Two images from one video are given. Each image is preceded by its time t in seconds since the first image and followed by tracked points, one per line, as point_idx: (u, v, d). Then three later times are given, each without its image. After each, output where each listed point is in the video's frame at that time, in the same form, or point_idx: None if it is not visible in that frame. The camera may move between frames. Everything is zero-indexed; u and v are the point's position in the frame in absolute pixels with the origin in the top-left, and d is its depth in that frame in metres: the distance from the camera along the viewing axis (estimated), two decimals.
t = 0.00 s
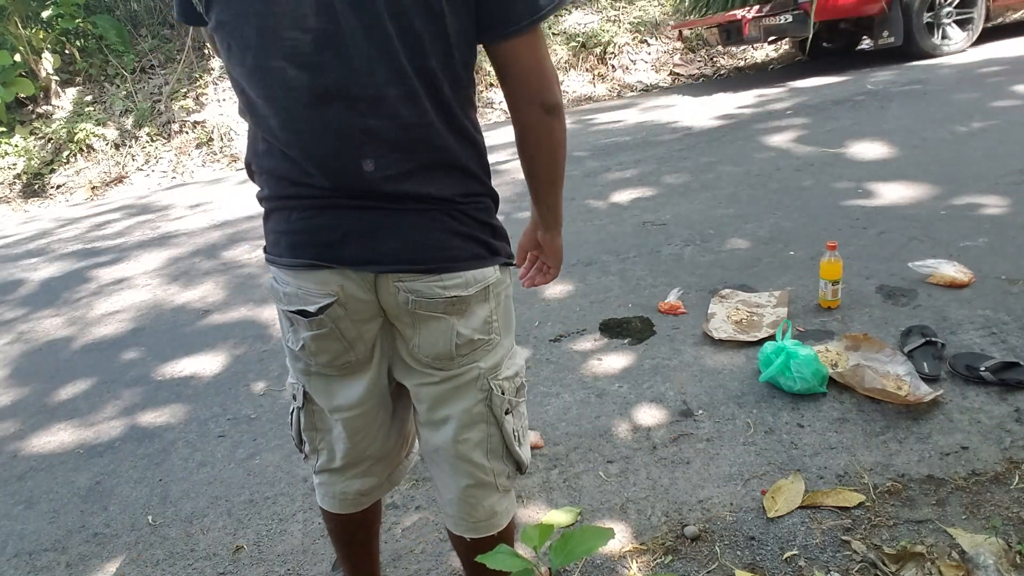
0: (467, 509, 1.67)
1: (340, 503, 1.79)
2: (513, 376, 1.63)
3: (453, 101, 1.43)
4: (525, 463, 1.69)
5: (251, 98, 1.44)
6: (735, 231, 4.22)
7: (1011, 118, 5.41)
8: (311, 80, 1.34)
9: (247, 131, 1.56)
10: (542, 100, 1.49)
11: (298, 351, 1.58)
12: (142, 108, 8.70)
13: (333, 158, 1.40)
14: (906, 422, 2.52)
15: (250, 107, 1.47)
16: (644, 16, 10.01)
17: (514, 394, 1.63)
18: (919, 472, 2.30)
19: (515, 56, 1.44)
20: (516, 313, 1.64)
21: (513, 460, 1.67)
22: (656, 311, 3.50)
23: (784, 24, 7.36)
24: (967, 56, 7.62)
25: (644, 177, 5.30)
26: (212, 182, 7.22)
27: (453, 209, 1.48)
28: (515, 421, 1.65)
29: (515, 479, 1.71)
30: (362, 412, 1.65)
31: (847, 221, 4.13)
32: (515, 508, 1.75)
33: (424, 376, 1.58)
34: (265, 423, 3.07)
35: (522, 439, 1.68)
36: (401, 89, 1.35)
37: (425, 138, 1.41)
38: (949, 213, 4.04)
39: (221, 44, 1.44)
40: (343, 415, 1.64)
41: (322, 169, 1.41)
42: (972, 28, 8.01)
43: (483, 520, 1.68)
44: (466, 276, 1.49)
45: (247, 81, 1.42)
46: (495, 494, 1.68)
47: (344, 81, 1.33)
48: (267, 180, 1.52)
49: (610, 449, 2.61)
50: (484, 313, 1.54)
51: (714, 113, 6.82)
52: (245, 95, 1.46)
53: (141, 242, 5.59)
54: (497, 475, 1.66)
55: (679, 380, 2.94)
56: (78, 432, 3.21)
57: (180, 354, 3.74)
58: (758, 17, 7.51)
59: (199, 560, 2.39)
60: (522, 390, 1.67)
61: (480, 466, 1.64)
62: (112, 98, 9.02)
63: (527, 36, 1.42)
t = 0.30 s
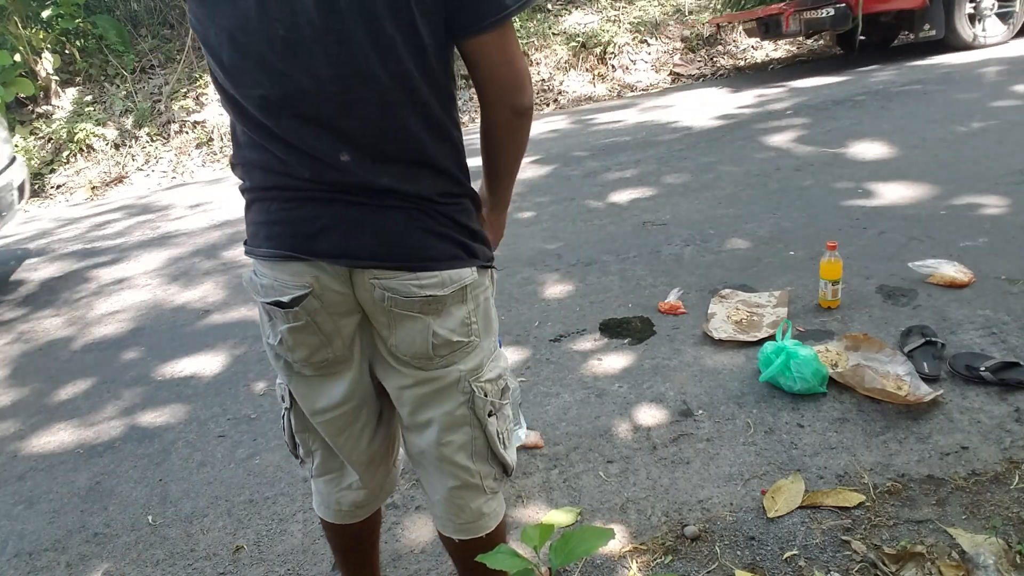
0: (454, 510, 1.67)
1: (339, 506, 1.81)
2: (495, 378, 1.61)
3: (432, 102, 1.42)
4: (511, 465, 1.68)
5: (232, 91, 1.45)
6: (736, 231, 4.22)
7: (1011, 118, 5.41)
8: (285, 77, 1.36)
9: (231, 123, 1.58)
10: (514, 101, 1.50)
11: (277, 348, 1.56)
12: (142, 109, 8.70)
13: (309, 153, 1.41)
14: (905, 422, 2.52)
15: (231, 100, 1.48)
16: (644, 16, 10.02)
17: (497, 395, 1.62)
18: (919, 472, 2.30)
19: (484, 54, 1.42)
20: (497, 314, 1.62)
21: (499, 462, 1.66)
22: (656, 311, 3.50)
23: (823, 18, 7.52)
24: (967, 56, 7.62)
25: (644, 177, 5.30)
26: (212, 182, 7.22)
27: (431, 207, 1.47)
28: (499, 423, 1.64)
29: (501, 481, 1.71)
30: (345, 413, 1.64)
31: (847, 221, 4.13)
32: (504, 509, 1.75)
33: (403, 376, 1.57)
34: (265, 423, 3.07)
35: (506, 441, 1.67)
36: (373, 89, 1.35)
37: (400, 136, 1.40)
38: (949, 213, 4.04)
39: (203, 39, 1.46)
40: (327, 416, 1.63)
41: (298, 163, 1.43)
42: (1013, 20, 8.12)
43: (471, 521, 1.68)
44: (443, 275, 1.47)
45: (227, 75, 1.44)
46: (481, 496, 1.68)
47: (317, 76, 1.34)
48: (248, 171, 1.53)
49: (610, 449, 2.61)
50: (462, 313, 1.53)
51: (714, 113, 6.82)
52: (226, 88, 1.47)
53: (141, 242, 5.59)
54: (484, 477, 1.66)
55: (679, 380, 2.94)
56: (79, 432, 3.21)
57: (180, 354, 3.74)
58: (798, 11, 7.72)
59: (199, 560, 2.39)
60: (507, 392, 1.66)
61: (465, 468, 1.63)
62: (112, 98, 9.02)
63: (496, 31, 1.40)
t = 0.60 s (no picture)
0: (448, 510, 1.67)
1: (333, 510, 1.80)
2: (486, 377, 1.62)
3: (420, 103, 1.41)
4: (504, 464, 1.69)
5: (220, 91, 1.45)
6: (736, 231, 4.22)
7: (1011, 118, 5.41)
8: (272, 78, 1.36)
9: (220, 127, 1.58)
10: (504, 100, 1.48)
11: (265, 349, 1.56)
12: (143, 108, 8.70)
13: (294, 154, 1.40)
14: (905, 422, 2.52)
15: (217, 103, 1.47)
16: (644, 16, 10.01)
17: (488, 394, 1.63)
18: (919, 471, 2.30)
19: (473, 56, 1.41)
20: (486, 314, 1.63)
21: (491, 461, 1.66)
22: (656, 311, 3.50)
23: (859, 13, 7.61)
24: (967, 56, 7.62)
25: (644, 177, 5.30)
26: (212, 182, 7.22)
27: (419, 207, 1.46)
28: (491, 422, 1.64)
29: (495, 481, 1.70)
30: (335, 413, 1.63)
31: (847, 221, 4.13)
32: (499, 509, 1.75)
33: (393, 376, 1.56)
34: (265, 423, 3.07)
35: (499, 440, 1.67)
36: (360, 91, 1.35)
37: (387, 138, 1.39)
38: (949, 213, 4.04)
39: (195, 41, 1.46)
40: (317, 418, 1.63)
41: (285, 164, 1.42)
42: None
43: (465, 521, 1.68)
44: (431, 273, 1.48)
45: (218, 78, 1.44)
46: (475, 495, 1.68)
47: (304, 77, 1.33)
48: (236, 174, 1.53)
49: (610, 449, 2.61)
50: (451, 312, 1.53)
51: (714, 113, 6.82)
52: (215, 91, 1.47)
53: (141, 242, 5.59)
54: (477, 476, 1.66)
55: (679, 380, 2.94)
56: (79, 432, 3.21)
57: (180, 354, 3.74)
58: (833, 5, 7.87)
59: (199, 560, 2.39)
60: (498, 391, 1.66)
61: (458, 467, 1.63)
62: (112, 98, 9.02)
63: (484, 32, 1.39)
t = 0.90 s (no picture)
0: (444, 506, 1.67)
1: (328, 511, 1.79)
2: (480, 373, 1.62)
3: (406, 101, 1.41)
4: (499, 459, 1.69)
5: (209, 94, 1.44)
6: (736, 231, 4.22)
7: (1011, 118, 5.41)
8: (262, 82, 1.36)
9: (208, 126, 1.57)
10: (490, 92, 1.44)
11: (259, 347, 1.56)
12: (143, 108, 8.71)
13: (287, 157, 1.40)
14: (906, 422, 2.52)
15: (206, 106, 1.46)
16: (644, 16, 10.01)
17: (482, 390, 1.63)
18: (918, 472, 2.30)
19: (465, 54, 1.40)
20: (478, 311, 1.63)
21: (487, 457, 1.66)
22: (656, 311, 3.50)
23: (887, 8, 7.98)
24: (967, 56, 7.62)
25: (644, 177, 5.30)
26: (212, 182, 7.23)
27: (411, 205, 1.47)
28: (485, 419, 1.64)
29: (490, 477, 1.70)
30: (330, 411, 1.63)
31: (847, 221, 4.13)
32: (496, 506, 1.75)
33: (387, 373, 1.56)
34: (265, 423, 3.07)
35: (493, 436, 1.68)
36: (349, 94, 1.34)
37: (379, 138, 1.39)
38: (949, 213, 4.04)
39: (179, 46, 1.44)
40: (312, 416, 1.62)
41: (277, 167, 1.42)
42: None
43: (462, 517, 1.68)
44: (423, 270, 1.48)
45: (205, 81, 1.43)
46: (471, 492, 1.68)
47: (292, 81, 1.33)
48: (227, 173, 1.53)
49: (610, 449, 2.61)
50: (444, 308, 1.53)
51: (713, 113, 6.82)
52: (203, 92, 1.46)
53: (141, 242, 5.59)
54: (472, 473, 1.66)
55: (679, 380, 2.94)
56: (79, 431, 3.21)
57: (180, 354, 3.74)
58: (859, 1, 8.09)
59: (199, 560, 2.39)
60: (492, 387, 1.67)
61: (453, 464, 1.63)
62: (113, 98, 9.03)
63: (470, 32, 1.38)
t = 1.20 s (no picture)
0: (438, 505, 1.67)
1: (324, 508, 1.79)
2: (473, 372, 1.61)
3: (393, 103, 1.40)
4: (493, 458, 1.68)
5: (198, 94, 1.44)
6: (736, 231, 4.22)
7: (1011, 118, 5.41)
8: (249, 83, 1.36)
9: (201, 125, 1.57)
10: (473, 90, 1.41)
11: (252, 344, 1.56)
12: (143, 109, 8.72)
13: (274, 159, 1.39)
14: (906, 422, 2.52)
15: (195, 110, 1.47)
16: (644, 16, 10.00)
17: (475, 389, 1.62)
18: (918, 471, 2.30)
19: (446, 52, 1.37)
20: (470, 310, 1.62)
21: (480, 455, 1.66)
22: (656, 311, 3.50)
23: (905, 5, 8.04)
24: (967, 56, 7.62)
25: (644, 177, 5.30)
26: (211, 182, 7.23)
27: (401, 204, 1.47)
28: (478, 418, 1.64)
29: (484, 476, 1.70)
30: (323, 409, 1.63)
31: (847, 221, 4.13)
32: (491, 505, 1.74)
33: (378, 372, 1.56)
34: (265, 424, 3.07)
35: (487, 435, 1.67)
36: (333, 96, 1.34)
37: (365, 139, 1.39)
38: (949, 213, 4.04)
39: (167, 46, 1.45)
40: (306, 413, 1.63)
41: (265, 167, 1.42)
42: None
43: (456, 515, 1.67)
44: (411, 269, 1.47)
45: (194, 82, 1.44)
46: (465, 490, 1.67)
47: (276, 84, 1.32)
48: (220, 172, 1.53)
49: (610, 449, 2.61)
50: (434, 307, 1.52)
51: (713, 113, 6.82)
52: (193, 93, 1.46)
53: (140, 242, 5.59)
54: (466, 471, 1.65)
55: (679, 380, 2.94)
56: (79, 432, 3.21)
57: (180, 354, 3.74)
58: None
59: (199, 560, 2.39)
60: (485, 387, 1.66)
61: (446, 462, 1.63)
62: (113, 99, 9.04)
63: (449, 29, 1.35)
